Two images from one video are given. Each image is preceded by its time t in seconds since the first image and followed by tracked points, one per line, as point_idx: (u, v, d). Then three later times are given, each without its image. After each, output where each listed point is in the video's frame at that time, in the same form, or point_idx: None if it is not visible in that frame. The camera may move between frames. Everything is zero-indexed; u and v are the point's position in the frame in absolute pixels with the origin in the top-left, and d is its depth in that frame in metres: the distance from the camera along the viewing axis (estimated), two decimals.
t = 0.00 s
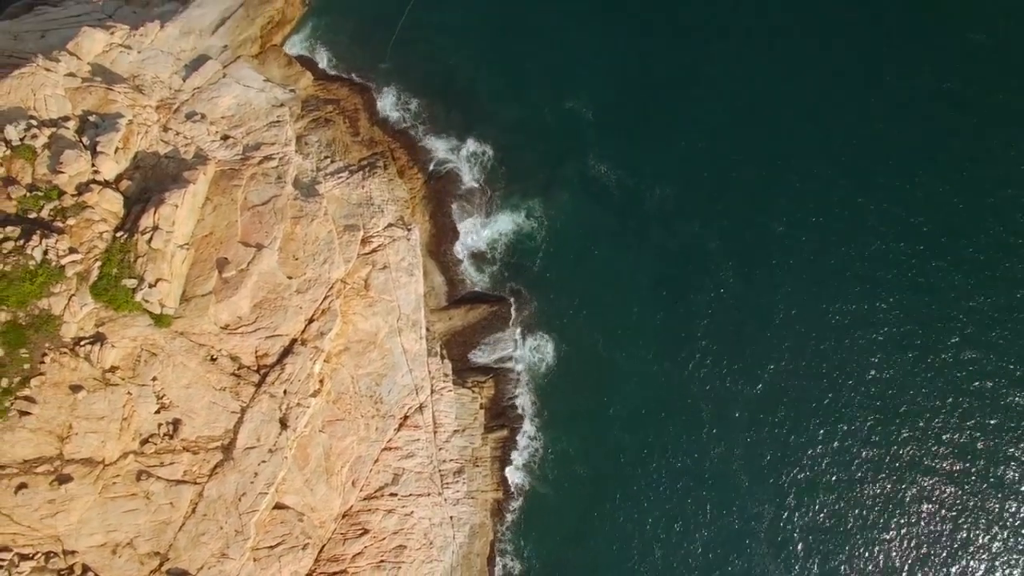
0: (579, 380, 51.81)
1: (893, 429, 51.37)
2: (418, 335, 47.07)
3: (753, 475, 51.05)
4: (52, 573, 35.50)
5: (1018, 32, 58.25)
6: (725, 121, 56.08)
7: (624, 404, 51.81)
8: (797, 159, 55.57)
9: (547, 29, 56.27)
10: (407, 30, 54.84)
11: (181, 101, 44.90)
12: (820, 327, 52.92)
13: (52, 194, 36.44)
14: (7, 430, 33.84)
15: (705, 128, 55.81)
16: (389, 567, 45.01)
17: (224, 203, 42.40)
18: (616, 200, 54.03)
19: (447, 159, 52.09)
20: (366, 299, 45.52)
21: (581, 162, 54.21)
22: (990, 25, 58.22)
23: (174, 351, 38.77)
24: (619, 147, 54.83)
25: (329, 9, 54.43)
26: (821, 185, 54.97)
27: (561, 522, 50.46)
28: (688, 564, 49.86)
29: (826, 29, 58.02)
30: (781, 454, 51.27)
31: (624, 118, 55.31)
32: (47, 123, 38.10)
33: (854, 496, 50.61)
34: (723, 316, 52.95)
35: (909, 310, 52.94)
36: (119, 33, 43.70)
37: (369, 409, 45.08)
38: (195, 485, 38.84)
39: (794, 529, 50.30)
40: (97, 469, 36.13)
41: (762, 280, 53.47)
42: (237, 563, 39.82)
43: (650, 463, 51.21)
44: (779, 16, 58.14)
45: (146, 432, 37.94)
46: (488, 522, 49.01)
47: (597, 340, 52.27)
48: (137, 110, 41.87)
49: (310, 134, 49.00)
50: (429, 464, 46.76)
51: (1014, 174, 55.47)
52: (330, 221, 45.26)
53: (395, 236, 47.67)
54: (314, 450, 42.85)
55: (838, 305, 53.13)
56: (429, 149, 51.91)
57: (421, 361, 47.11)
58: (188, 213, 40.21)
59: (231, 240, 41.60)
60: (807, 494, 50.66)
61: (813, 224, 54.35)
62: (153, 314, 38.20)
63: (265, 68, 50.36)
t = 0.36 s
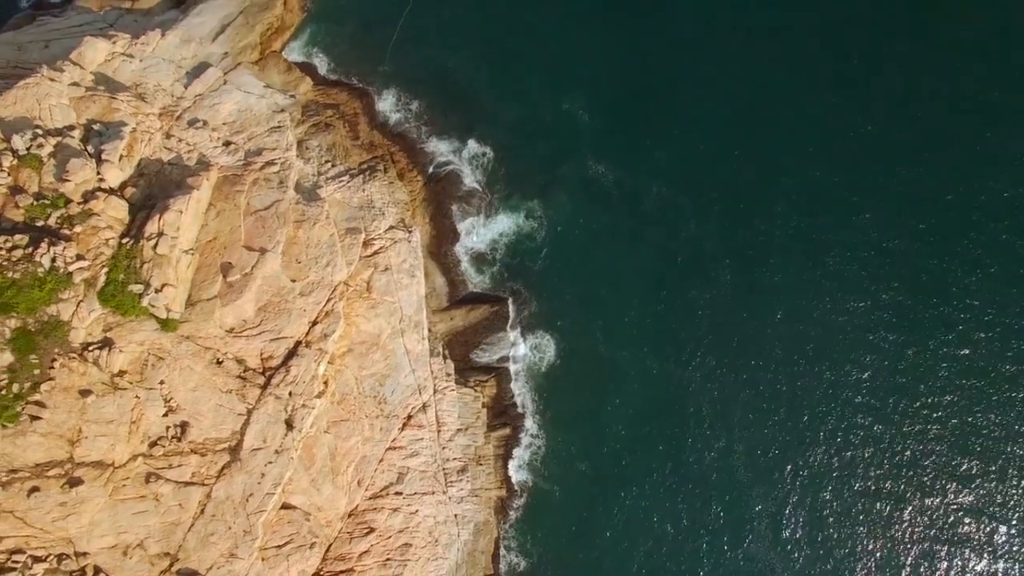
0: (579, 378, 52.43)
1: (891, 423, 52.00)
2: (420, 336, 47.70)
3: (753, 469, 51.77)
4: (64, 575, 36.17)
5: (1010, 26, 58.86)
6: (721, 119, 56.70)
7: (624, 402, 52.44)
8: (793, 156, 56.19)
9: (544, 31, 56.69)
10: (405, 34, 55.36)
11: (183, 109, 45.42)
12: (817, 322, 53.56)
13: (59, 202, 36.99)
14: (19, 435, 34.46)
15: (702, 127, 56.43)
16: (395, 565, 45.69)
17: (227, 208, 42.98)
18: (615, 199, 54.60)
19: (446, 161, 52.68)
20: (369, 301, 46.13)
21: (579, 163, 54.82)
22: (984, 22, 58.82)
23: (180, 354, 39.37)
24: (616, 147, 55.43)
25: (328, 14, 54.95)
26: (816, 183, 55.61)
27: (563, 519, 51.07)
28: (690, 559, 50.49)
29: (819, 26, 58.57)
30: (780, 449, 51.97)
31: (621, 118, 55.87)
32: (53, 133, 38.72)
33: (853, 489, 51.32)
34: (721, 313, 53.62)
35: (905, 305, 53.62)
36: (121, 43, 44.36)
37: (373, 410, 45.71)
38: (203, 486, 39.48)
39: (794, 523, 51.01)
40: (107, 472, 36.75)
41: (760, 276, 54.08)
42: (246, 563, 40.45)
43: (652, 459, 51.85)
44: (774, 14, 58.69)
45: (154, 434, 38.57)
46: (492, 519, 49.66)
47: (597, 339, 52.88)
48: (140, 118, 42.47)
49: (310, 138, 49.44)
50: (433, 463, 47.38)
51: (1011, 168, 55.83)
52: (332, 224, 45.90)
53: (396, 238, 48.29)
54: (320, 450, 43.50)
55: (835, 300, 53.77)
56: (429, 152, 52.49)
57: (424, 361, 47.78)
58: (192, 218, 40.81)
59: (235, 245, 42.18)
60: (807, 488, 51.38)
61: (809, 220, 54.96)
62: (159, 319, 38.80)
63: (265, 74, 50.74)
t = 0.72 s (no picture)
0: (580, 375, 53.06)
1: (889, 415, 52.73)
2: (422, 336, 48.34)
3: (752, 464, 52.45)
4: None
5: (1000, 22, 59.60)
6: (717, 118, 57.31)
7: (625, 399, 53.06)
8: (788, 153, 56.81)
9: (541, 33, 57.24)
10: (402, 38, 55.93)
11: (185, 116, 45.88)
12: (815, 317, 54.22)
13: (66, 211, 37.59)
14: (30, 440, 35.02)
15: (698, 127, 57.07)
16: (401, 563, 46.31)
17: (230, 213, 43.44)
18: (613, 199, 55.24)
19: (445, 164, 53.26)
20: (371, 303, 46.71)
21: (577, 163, 55.45)
22: (975, 17, 59.52)
23: (187, 358, 39.95)
24: (614, 147, 56.05)
25: (326, 19, 55.54)
26: (812, 180, 56.32)
27: (566, 516, 51.67)
28: (692, 554, 51.09)
29: (813, 25, 59.23)
30: (779, 443, 52.66)
31: (618, 119, 56.51)
32: (58, 142, 39.30)
33: (853, 481, 51.94)
34: (720, 309, 54.26)
35: (902, 299, 54.28)
36: (123, 52, 44.90)
37: (377, 410, 46.31)
38: (211, 488, 40.08)
39: (796, 516, 51.62)
40: (117, 475, 37.36)
41: (758, 273, 54.73)
42: (254, 563, 41.08)
43: (653, 455, 52.47)
44: (767, 13, 59.31)
45: (162, 437, 39.16)
46: (495, 517, 50.29)
47: (597, 337, 53.51)
48: (143, 126, 43.01)
49: (311, 143, 50.05)
50: (437, 462, 48.00)
51: (1005, 163, 56.47)
52: (334, 228, 46.54)
53: (396, 240, 48.90)
54: (325, 450, 44.07)
55: (832, 295, 54.46)
56: (428, 154, 53.07)
57: (426, 361, 48.44)
58: (196, 224, 41.35)
59: (238, 249, 42.69)
60: (808, 481, 52.04)
61: (806, 217, 55.64)
62: (166, 324, 39.34)
63: (265, 80, 51.41)
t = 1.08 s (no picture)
0: (580, 373, 53.62)
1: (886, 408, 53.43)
2: (424, 337, 48.91)
3: (752, 458, 53.04)
4: None
5: (993, 16, 60.11)
6: (713, 116, 57.87)
7: (625, 396, 53.62)
8: (784, 150, 57.33)
9: (537, 35, 57.73)
10: (400, 41, 56.35)
11: (186, 122, 46.37)
12: (812, 312, 54.81)
13: (71, 218, 38.07)
14: (40, 444, 35.63)
15: (693, 125, 57.61)
16: (407, 562, 46.90)
17: (232, 218, 43.82)
18: (611, 198, 55.79)
19: (444, 166, 53.84)
20: (373, 305, 47.25)
21: (575, 163, 55.99)
22: (967, 11, 59.99)
23: (193, 362, 40.46)
24: (611, 147, 56.63)
25: (324, 24, 55.93)
26: (808, 176, 56.90)
27: (570, 513, 52.20)
28: (694, 548, 51.65)
29: (807, 22, 59.67)
30: (778, 437, 53.30)
31: (615, 119, 57.10)
32: (62, 150, 39.78)
33: (852, 474, 52.60)
34: (718, 306, 54.82)
35: (898, 293, 54.84)
36: (124, 60, 45.45)
37: (380, 410, 46.86)
38: (218, 489, 40.64)
39: (796, 509, 52.19)
40: (126, 478, 37.95)
41: (755, 269, 55.32)
42: (262, 563, 41.69)
43: (654, 452, 53.03)
44: (762, 11, 59.75)
45: (170, 440, 39.76)
46: (500, 515, 50.80)
47: (597, 335, 54.02)
48: (146, 133, 43.53)
49: (311, 148, 50.64)
50: (441, 461, 48.58)
51: (998, 159, 57.24)
52: (335, 231, 47.08)
53: (397, 242, 49.45)
54: (330, 451, 44.59)
55: (829, 290, 55.06)
56: (427, 157, 53.64)
57: (429, 361, 48.99)
58: (200, 229, 41.82)
59: (242, 254, 43.16)
60: (807, 474, 52.70)
61: (802, 214, 56.22)
62: (171, 328, 39.84)
63: (265, 86, 51.71)
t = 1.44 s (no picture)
0: (582, 371, 54.26)
1: (883, 399, 54.29)
2: (426, 338, 49.60)
3: (753, 450, 53.75)
4: None
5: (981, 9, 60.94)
6: (707, 114, 58.49)
7: (626, 391, 54.28)
8: (778, 146, 57.96)
9: (532, 37, 58.29)
10: (396, 45, 56.83)
11: (188, 131, 46.95)
12: (809, 305, 55.55)
13: (77, 228, 38.69)
14: (52, 451, 36.21)
15: (689, 123, 58.20)
16: (414, 560, 47.58)
17: (235, 224, 44.33)
18: (608, 197, 56.42)
19: (443, 168, 54.54)
20: (376, 307, 47.88)
21: (572, 163, 56.58)
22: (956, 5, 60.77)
23: (199, 367, 41.07)
24: (607, 146, 57.25)
25: (321, 30, 56.37)
26: (803, 171, 57.54)
27: (574, 509, 52.82)
28: (697, 540, 52.34)
29: (800, 17, 60.16)
30: (779, 429, 53.92)
31: (610, 119, 57.74)
32: (66, 161, 40.45)
33: (851, 464, 53.38)
34: (717, 301, 55.48)
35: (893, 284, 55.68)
36: (125, 70, 45.93)
37: (385, 411, 47.49)
38: (227, 491, 41.27)
39: (797, 500, 52.94)
40: (137, 482, 38.64)
41: (752, 265, 55.97)
42: (272, 563, 42.35)
43: (656, 446, 53.69)
44: (754, 8, 60.40)
45: (179, 444, 40.29)
46: (505, 512, 51.43)
47: (597, 332, 54.65)
48: (148, 143, 44.11)
49: (311, 153, 51.22)
50: (446, 459, 49.21)
51: (987, 152, 58.15)
52: (337, 235, 47.66)
53: (398, 245, 50.15)
54: (337, 452, 45.14)
55: (825, 284, 55.81)
56: (425, 160, 54.30)
57: (431, 361, 49.63)
58: (204, 235, 42.36)
59: (245, 259, 43.71)
60: (807, 466, 53.43)
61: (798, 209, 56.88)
62: (178, 334, 40.42)
63: (264, 93, 52.37)
